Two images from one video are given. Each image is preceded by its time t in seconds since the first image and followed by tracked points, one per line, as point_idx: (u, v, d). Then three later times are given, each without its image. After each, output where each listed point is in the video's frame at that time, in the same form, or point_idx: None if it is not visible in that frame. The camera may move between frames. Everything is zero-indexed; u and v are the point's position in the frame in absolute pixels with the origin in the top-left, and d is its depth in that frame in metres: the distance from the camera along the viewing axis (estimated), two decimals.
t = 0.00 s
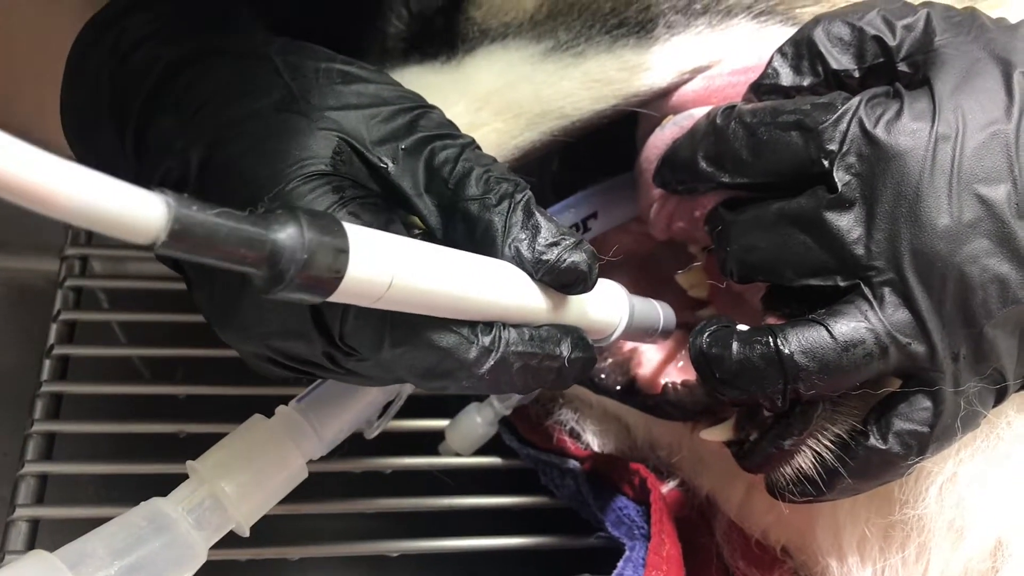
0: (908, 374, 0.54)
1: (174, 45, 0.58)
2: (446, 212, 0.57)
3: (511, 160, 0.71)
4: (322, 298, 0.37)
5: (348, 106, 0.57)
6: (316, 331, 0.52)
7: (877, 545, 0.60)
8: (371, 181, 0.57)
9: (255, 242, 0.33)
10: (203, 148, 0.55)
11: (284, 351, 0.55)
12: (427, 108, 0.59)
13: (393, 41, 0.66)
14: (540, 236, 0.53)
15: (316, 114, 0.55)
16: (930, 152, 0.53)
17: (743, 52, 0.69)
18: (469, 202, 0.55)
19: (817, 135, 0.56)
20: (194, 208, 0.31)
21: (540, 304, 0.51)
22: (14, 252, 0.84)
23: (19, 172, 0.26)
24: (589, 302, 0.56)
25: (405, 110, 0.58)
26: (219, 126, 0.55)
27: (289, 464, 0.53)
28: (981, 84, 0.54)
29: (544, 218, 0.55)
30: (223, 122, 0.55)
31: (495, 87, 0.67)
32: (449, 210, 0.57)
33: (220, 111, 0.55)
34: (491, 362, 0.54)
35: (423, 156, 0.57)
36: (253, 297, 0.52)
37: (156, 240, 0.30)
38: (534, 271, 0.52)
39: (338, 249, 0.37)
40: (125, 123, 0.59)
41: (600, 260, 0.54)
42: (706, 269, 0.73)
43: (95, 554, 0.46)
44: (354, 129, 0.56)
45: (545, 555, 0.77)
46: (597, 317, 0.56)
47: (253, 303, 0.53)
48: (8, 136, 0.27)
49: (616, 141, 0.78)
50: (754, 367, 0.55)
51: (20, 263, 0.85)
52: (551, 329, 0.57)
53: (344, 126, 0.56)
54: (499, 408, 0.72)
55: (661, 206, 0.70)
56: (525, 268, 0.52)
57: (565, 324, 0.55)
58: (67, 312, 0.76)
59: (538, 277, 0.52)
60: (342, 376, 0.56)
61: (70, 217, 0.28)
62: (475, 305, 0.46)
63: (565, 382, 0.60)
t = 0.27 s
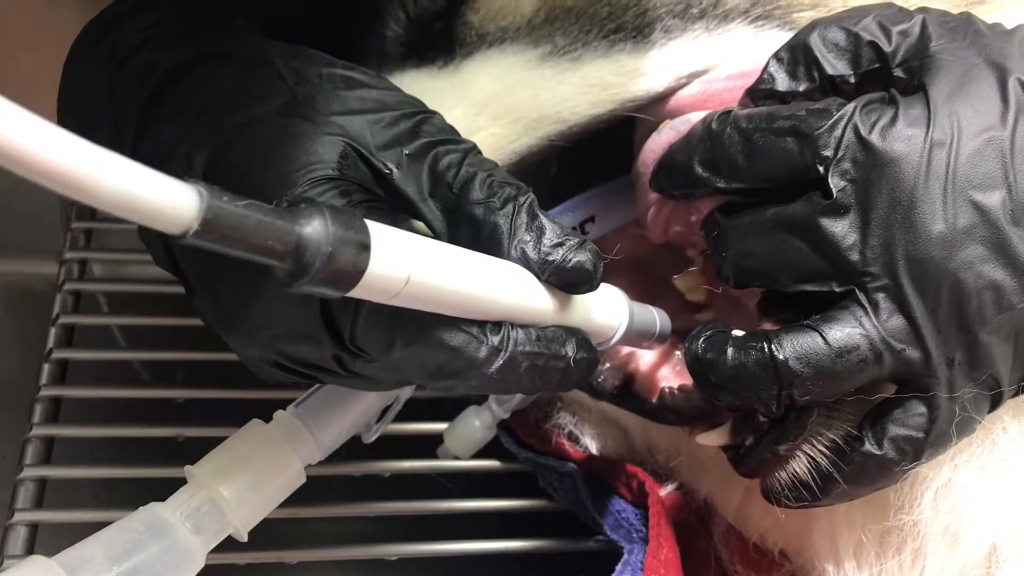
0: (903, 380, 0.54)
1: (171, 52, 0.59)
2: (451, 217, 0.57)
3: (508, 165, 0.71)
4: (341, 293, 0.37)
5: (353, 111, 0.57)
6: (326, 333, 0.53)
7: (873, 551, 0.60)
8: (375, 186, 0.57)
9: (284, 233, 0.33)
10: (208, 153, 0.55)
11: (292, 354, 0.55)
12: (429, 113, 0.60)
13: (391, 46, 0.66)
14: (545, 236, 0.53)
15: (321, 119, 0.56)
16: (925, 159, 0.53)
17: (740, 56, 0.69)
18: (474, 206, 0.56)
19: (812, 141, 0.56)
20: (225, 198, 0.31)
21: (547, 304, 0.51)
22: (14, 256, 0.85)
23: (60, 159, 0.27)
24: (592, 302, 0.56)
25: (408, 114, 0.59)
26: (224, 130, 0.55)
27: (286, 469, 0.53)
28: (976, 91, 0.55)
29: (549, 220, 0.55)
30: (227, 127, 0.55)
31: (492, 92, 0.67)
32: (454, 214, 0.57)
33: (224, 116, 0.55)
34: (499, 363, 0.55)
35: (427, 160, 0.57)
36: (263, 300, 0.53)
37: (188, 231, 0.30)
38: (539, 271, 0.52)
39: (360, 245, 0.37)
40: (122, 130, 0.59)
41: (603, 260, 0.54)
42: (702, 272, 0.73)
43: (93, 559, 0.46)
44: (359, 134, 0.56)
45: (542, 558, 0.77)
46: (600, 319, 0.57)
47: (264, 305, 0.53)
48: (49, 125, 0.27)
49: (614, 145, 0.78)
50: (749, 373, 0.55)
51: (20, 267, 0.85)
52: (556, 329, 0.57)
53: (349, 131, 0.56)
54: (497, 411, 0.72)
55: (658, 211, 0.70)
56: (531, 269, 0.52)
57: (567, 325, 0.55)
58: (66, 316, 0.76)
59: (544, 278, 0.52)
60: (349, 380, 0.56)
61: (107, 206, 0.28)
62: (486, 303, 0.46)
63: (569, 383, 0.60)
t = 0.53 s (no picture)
0: (904, 374, 0.54)
1: (169, 48, 0.59)
2: (445, 210, 0.57)
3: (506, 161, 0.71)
4: (330, 288, 0.37)
5: (346, 105, 0.57)
6: (319, 329, 0.52)
7: (874, 546, 0.60)
8: (369, 179, 0.57)
9: (270, 227, 0.33)
10: (201, 149, 0.54)
11: (286, 350, 0.55)
12: (423, 107, 0.60)
13: (390, 42, 0.67)
14: (539, 230, 0.53)
15: (314, 113, 0.56)
16: (925, 152, 0.53)
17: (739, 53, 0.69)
18: (468, 198, 0.56)
19: (812, 135, 0.56)
20: (208, 191, 0.31)
21: (544, 298, 0.52)
22: (13, 253, 0.85)
23: (36, 149, 0.26)
24: (588, 297, 0.56)
25: (402, 108, 0.59)
26: (216, 126, 0.54)
27: (285, 465, 0.53)
28: (976, 84, 0.54)
29: (544, 213, 0.54)
30: (220, 122, 0.55)
31: (490, 88, 0.67)
32: (448, 208, 0.57)
33: (218, 112, 0.55)
34: (494, 356, 0.54)
35: (421, 153, 0.57)
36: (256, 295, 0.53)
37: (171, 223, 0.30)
38: (535, 265, 0.52)
39: (349, 238, 0.37)
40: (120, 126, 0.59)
41: (599, 254, 0.54)
42: (701, 268, 0.73)
43: (90, 555, 0.46)
44: (352, 128, 0.56)
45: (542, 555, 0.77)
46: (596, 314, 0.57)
47: (257, 300, 0.53)
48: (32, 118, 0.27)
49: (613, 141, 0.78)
50: (749, 368, 0.55)
51: (18, 264, 0.85)
52: (552, 323, 0.57)
53: (342, 125, 0.56)
54: (497, 408, 0.72)
55: (658, 206, 0.70)
56: (525, 262, 0.52)
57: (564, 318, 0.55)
58: (64, 312, 0.76)
59: (539, 271, 0.52)
60: (344, 375, 0.56)
61: (86, 197, 0.27)
62: (477, 298, 0.46)
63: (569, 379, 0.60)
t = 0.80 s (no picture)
0: (900, 369, 0.53)
1: (163, 42, 0.58)
2: (445, 205, 0.57)
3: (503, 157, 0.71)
4: (335, 276, 0.37)
5: (346, 101, 0.57)
6: (322, 324, 0.52)
7: (871, 543, 0.60)
8: (370, 175, 0.56)
9: (276, 212, 0.33)
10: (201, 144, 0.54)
11: (288, 346, 0.54)
12: (424, 103, 0.60)
13: (386, 37, 0.66)
14: (540, 225, 0.54)
15: (314, 108, 0.56)
16: (921, 146, 0.52)
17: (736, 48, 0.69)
18: (469, 195, 0.55)
19: (808, 129, 0.56)
20: (216, 174, 0.31)
21: (545, 295, 0.52)
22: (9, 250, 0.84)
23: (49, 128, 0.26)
24: (589, 293, 0.57)
25: (402, 104, 0.59)
26: (217, 121, 0.54)
27: (281, 462, 0.53)
28: (973, 77, 0.54)
29: (544, 209, 0.55)
30: (221, 118, 0.54)
31: (486, 84, 0.67)
32: (448, 204, 0.57)
33: (215, 108, 0.55)
34: (497, 350, 0.54)
35: (421, 150, 0.57)
36: (258, 289, 0.52)
37: (180, 205, 0.30)
38: (535, 260, 0.52)
39: (355, 225, 0.37)
40: (113, 121, 0.59)
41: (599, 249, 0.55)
42: (698, 265, 0.73)
43: (85, 552, 0.46)
44: (353, 124, 0.56)
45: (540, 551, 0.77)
46: (595, 311, 0.57)
47: (260, 295, 0.52)
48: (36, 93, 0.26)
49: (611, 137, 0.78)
50: (744, 363, 0.55)
51: (16, 261, 0.85)
52: (554, 318, 0.56)
53: (343, 121, 0.56)
54: (494, 403, 0.72)
55: (655, 202, 0.70)
56: (526, 258, 0.53)
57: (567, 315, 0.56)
58: (61, 309, 0.76)
59: (540, 267, 0.52)
60: (345, 372, 0.56)
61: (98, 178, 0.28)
62: (481, 290, 0.46)
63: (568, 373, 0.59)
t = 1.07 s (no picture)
0: (899, 366, 0.53)
1: (158, 38, 0.58)
2: (439, 198, 0.57)
3: (500, 153, 0.71)
4: (326, 272, 0.37)
5: (339, 96, 0.57)
6: (315, 320, 0.52)
7: (869, 540, 0.59)
8: (363, 169, 0.56)
9: (265, 209, 0.33)
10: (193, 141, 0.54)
11: (281, 342, 0.54)
12: (417, 97, 0.60)
13: (383, 33, 0.66)
14: (534, 218, 0.53)
15: (306, 103, 0.55)
16: (920, 141, 0.52)
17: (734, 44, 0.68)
18: (463, 188, 0.55)
19: (806, 124, 0.56)
20: (204, 171, 0.31)
21: (540, 287, 0.52)
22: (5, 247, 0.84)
23: (38, 130, 0.26)
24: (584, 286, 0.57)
25: (395, 98, 0.59)
26: (209, 118, 0.54)
27: (277, 459, 0.53)
28: (971, 73, 0.54)
29: (538, 202, 0.54)
30: (212, 115, 0.54)
31: (484, 79, 0.67)
32: (442, 198, 0.57)
33: (208, 104, 0.54)
34: (492, 344, 0.53)
35: (414, 143, 0.57)
36: (251, 286, 0.52)
37: (167, 205, 0.29)
38: (529, 253, 0.52)
39: (345, 221, 0.37)
40: (108, 116, 0.59)
41: (593, 243, 0.54)
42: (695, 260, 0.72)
43: (81, 550, 0.45)
44: (345, 118, 0.56)
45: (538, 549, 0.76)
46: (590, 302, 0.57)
47: (252, 292, 0.52)
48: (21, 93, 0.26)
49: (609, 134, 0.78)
50: (743, 359, 0.54)
51: (12, 259, 0.84)
52: (549, 310, 0.55)
53: (335, 115, 0.56)
54: (490, 400, 0.71)
55: (652, 198, 0.70)
56: (521, 251, 0.52)
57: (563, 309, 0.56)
58: (57, 306, 0.75)
59: (535, 261, 0.52)
60: (338, 368, 0.56)
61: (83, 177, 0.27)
62: (474, 285, 0.46)
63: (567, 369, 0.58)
